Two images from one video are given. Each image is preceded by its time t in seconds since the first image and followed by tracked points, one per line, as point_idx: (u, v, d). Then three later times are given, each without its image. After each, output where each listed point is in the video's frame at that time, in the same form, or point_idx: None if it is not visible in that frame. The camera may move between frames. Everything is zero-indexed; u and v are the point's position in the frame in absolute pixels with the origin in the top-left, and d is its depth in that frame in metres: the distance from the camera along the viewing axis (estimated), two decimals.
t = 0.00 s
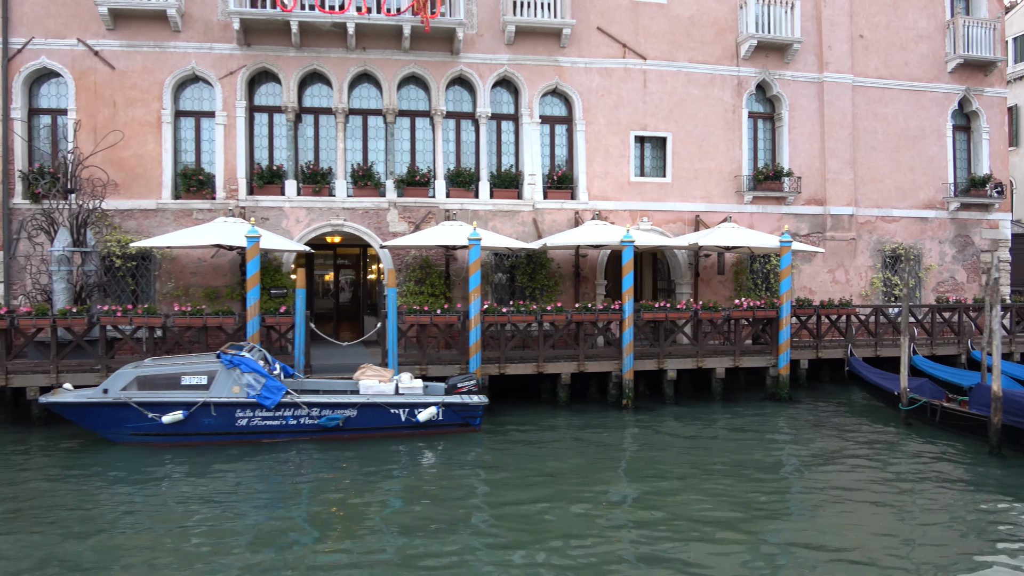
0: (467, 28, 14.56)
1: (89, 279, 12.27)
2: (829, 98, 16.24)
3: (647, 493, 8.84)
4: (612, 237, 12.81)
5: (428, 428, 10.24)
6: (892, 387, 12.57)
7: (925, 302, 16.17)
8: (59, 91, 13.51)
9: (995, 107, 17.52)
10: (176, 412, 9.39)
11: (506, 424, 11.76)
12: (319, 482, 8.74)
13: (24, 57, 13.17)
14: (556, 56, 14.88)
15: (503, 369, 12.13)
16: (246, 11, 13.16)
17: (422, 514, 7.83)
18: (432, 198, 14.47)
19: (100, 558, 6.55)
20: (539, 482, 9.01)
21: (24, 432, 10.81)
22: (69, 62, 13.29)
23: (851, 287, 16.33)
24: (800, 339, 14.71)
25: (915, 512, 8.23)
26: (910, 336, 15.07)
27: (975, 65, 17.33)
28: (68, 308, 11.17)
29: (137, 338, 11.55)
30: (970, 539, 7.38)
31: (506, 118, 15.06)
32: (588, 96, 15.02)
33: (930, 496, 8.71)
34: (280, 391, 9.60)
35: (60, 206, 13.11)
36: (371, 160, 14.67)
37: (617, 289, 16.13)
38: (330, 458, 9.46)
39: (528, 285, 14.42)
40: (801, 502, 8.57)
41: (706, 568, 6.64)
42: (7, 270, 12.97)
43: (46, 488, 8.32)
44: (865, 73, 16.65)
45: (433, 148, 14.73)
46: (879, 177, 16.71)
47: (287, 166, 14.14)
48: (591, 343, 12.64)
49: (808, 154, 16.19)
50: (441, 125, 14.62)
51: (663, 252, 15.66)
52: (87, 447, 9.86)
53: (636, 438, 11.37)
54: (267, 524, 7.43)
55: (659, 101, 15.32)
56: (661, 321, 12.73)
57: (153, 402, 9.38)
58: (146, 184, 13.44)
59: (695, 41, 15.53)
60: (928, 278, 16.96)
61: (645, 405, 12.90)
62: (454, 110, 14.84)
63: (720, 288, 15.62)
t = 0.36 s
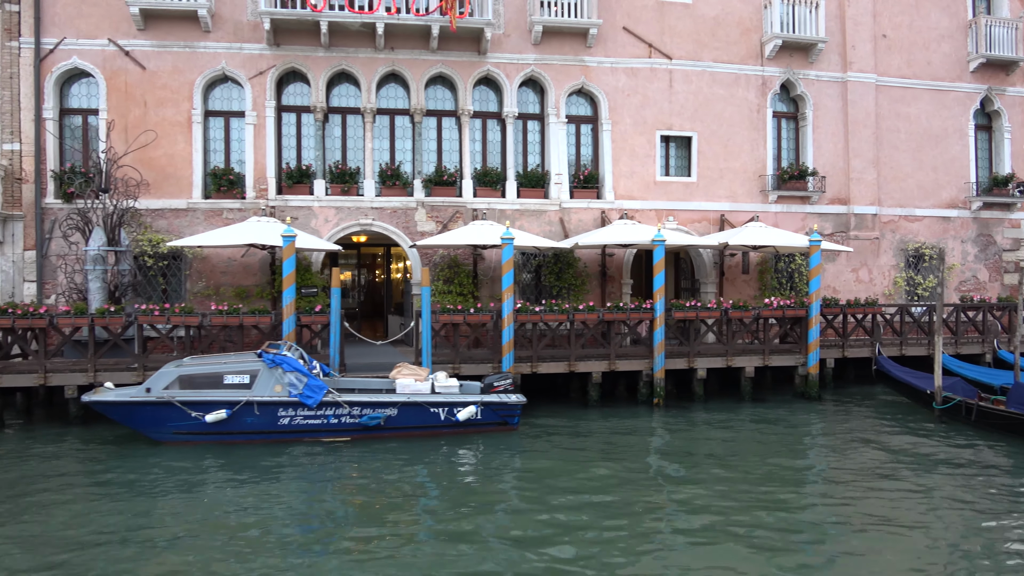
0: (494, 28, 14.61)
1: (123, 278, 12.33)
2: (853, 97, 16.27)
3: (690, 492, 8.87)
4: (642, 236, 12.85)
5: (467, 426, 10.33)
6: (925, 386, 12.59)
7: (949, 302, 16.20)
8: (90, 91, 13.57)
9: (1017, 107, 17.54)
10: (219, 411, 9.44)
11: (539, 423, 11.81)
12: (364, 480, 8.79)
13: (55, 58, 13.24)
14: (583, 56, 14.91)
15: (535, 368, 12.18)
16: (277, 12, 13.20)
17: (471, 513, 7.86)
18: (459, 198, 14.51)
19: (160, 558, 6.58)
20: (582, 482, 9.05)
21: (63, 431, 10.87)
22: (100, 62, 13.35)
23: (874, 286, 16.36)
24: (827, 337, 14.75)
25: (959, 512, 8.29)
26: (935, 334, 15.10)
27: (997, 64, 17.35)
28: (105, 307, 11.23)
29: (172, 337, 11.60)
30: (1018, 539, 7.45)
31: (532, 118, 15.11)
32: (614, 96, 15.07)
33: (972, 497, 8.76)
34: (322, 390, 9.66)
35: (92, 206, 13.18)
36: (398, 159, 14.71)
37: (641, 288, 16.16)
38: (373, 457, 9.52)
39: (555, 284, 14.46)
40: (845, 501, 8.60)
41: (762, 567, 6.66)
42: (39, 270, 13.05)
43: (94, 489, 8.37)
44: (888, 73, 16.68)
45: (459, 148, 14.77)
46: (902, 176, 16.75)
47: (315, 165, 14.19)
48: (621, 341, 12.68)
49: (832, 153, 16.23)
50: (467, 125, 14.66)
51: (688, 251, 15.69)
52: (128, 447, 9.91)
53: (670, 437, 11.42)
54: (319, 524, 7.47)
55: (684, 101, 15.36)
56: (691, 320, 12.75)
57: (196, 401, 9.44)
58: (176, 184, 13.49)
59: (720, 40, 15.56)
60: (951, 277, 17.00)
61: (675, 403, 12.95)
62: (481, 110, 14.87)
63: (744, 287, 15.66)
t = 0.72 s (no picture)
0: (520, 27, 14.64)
1: (156, 276, 12.38)
2: (876, 96, 16.30)
3: (730, 491, 8.92)
4: (671, 235, 12.89)
5: (504, 423, 10.45)
6: (956, 383, 12.66)
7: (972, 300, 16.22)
8: (119, 90, 13.61)
9: None
10: (261, 408, 9.50)
11: (571, 421, 11.86)
12: (408, 479, 8.86)
13: (86, 57, 13.27)
14: (608, 55, 14.95)
15: (567, 366, 12.23)
16: (307, 11, 13.24)
17: (519, 513, 7.92)
18: (486, 196, 14.55)
19: (218, 559, 6.64)
20: (623, 480, 9.10)
21: (100, 429, 10.93)
22: (131, 61, 13.39)
23: (897, 285, 16.39)
24: (852, 336, 14.78)
25: (1001, 511, 8.34)
26: (960, 333, 15.13)
27: (1019, 63, 17.36)
28: (141, 305, 11.28)
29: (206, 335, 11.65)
30: None
31: (558, 116, 15.15)
32: (640, 95, 15.10)
33: (1011, 496, 8.82)
34: (362, 387, 9.76)
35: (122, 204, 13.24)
36: (424, 158, 14.75)
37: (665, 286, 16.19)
38: (414, 455, 9.60)
39: (582, 282, 14.49)
40: (886, 501, 8.64)
41: (815, 568, 6.70)
42: (71, 268, 13.11)
43: (142, 489, 8.43)
44: (911, 72, 16.70)
45: (485, 146, 14.80)
46: (925, 175, 16.77)
47: (343, 164, 14.23)
48: (651, 339, 12.73)
49: (855, 152, 16.25)
50: (494, 124, 14.69)
51: (712, 250, 15.72)
52: (168, 444, 9.97)
53: (702, 435, 11.46)
54: (370, 525, 7.52)
55: (709, 100, 15.39)
56: (721, 318, 12.82)
57: (238, 398, 9.48)
58: (206, 182, 13.53)
59: (745, 39, 15.58)
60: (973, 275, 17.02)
61: (704, 401, 12.99)
62: (507, 108, 14.91)
63: (769, 285, 15.69)
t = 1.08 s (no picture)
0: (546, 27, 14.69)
1: (188, 274, 12.43)
2: (899, 95, 16.33)
3: (772, 488, 8.94)
4: (700, 234, 12.95)
5: (541, 421, 10.50)
6: (987, 382, 12.67)
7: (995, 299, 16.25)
8: (148, 88, 13.65)
9: None
10: (302, 405, 9.59)
11: (602, 418, 11.91)
12: (451, 476, 8.90)
13: (116, 55, 13.32)
14: (634, 55, 14.99)
15: (597, 364, 12.29)
16: (336, 10, 13.29)
17: (566, 510, 7.95)
18: (512, 195, 14.59)
19: (273, 556, 6.69)
20: (664, 478, 9.14)
21: (136, 426, 11.00)
22: (160, 59, 13.45)
23: (919, 284, 16.43)
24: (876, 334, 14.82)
25: None
26: (983, 332, 15.16)
27: None
28: (177, 303, 11.34)
29: (240, 333, 11.71)
30: None
31: (582, 116, 15.20)
32: (665, 94, 15.14)
33: None
34: (401, 384, 9.84)
35: (152, 202, 13.30)
36: (450, 157, 14.78)
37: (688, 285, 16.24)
38: (454, 452, 9.65)
39: (607, 281, 14.54)
40: (925, 498, 8.69)
41: (869, 565, 6.72)
42: (101, 266, 13.16)
43: (187, 485, 8.50)
44: (933, 71, 16.73)
45: (511, 146, 14.85)
46: (946, 174, 16.81)
47: (370, 163, 14.27)
48: (680, 338, 12.79)
49: (878, 151, 16.30)
50: (520, 123, 14.74)
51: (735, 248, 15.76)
52: (207, 441, 10.04)
53: (733, 432, 11.52)
54: (420, 522, 7.56)
55: (734, 99, 15.43)
56: (751, 316, 12.93)
57: (279, 395, 9.56)
58: (235, 181, 13.59)
59: (769, 38, 15.62)
60: (994, 275, 17.05)
61: (732, 399, 13.05)
62: (532, 107, 14.95)
63: (792, 284, 15.74)
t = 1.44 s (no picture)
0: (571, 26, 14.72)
1: (219, 274, 12.49)
2: (921, 95, 16.36)
3: (810, 487, 8.98)
4: (727, 234, 12.99)
5: (576, 419, 10.59)
6: (1015, 382, 12.68)
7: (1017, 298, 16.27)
8: (176, 88, 13.70)
9: None
10: (341, 403, 9.66)
11: (632, 416, 11.95)
12: (492, 475, 8.95)
13: (144, 55, 13.36)
14: (658, 54, 15.02)
15: (627, 362, 12.33)
16: (364, 10, 13.33)
17: (610, 509, 7.97)
18: (537, 195, 14.62)
19: (326, 554, 6.74)
20: (702, 476, 9.18)
21: (171, 424, 11.05)
22: (189, 59, 13.49)
23: (941, 283, 16.46)
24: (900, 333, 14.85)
25: None
26: (1007, 331, 15.18)
27: None
28: (210, 302, 11.39)
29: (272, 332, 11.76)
30: None
31: (607, 115, 15.23)
32: (689, 93, 15.18)
33: None
34: (439, 382, 9.88)
35: (181, 201, 13.36)
36: (475, 156, 14.82)
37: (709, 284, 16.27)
38: (491, 450, 9.72)
39: (632, 280, 14.57)
40: (964, 496, 8.72)
41: (920, 564, 6.73)
42: (130, 264, 13.21)
43: (230, 484, 8.55)
44: (954, 71, 16.76)
45: (535, 145, 14.87)
46: (968, 173, 16.83)
47: (396, 162, 14.31)
48: (708, 336, 12.83)
49: (900, 150, 16.32)
50: (544, 122, 14.77)
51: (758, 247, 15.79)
52: (245, 440, 10.09)
53: (763, 430, 11.55)
54: (467, 520, 7.61)
55: (757, 98, 15.46)
56: (779, 315, 12.98)
57: (318, 394, 9.63)
58: (263, 180, 13.63)
59: (792, 38, 15.65)
60: (1016, 274, 17.07)
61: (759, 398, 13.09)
62: (557, 106, 14.98)
63: (815, 283, 15.77)
